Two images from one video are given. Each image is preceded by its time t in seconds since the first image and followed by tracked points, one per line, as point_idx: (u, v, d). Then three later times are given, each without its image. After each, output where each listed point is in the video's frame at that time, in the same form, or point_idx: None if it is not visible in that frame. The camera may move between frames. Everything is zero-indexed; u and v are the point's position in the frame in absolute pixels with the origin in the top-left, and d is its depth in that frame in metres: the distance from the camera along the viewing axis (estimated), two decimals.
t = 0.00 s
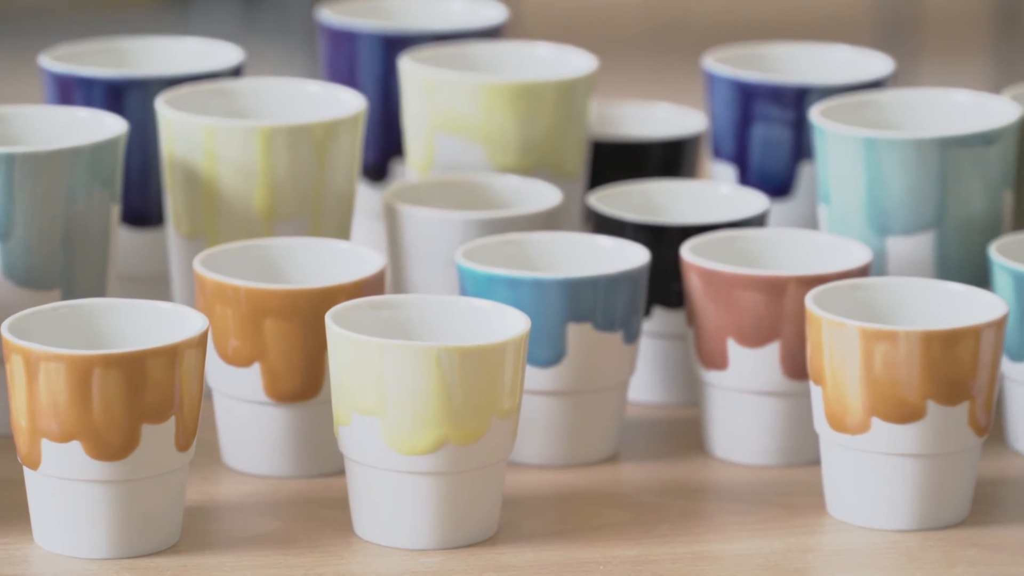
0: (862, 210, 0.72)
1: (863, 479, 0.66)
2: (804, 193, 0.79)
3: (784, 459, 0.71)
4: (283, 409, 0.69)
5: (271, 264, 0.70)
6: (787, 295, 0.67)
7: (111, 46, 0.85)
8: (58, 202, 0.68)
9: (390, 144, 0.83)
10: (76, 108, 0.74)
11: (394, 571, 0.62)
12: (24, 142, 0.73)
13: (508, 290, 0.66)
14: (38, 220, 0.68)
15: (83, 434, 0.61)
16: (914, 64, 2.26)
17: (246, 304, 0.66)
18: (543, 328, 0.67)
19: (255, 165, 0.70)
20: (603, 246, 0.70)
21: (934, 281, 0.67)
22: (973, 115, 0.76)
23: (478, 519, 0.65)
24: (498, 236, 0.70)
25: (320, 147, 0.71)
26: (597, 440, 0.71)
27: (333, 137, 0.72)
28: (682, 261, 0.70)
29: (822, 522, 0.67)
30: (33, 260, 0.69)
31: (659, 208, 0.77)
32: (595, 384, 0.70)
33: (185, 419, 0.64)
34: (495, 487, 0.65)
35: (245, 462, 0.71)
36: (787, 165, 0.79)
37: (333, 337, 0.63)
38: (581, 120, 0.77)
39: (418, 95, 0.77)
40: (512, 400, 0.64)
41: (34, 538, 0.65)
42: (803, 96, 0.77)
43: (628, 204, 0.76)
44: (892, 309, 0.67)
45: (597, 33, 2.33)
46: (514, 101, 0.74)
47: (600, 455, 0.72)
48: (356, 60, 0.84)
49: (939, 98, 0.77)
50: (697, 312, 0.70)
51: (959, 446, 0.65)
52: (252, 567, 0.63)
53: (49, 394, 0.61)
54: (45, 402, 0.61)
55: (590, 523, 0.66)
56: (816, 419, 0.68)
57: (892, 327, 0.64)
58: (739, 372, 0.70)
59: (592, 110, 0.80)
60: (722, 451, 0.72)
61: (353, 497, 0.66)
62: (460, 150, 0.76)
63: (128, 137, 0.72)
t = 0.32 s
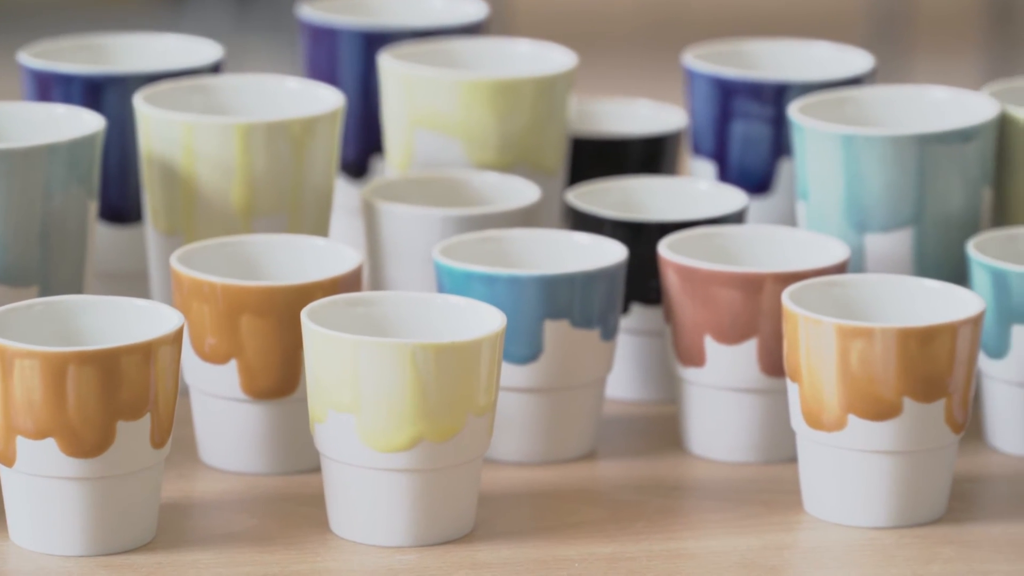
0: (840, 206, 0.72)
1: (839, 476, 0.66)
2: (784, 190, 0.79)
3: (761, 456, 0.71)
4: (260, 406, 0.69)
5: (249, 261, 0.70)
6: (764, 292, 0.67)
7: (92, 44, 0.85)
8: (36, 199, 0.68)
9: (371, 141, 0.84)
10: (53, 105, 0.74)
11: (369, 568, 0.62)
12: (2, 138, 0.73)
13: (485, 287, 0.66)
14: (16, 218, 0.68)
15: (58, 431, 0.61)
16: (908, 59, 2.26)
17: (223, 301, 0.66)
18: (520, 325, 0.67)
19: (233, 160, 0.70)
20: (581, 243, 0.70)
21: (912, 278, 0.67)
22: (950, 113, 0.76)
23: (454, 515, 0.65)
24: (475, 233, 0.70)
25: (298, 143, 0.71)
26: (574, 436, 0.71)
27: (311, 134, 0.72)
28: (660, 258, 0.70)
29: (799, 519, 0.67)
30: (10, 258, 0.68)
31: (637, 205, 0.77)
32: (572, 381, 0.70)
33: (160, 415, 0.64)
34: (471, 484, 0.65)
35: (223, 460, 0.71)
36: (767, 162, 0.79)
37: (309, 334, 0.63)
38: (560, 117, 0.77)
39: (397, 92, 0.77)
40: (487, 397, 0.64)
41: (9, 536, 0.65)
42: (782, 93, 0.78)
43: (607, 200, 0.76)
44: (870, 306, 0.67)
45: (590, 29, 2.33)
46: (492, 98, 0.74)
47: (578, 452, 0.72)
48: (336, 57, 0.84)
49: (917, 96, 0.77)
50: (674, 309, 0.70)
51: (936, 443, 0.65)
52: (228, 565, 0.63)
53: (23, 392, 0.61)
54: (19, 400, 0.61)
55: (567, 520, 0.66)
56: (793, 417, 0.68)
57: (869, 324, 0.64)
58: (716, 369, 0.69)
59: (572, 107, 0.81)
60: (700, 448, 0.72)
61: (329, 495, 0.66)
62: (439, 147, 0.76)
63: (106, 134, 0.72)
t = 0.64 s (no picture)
0: (819, 204, 0.72)
1: (817, 475, 0.66)
2: (764, 187, 0.80)
3: (740, 455, 0.71)
4: (238, 404, 0.69)
5: (228, 259, 0.70)
6: (742, 290, 0.67)
7: (75, 43, 0.85)
8: (14, 197, 0.68)
9: (352, 140, 0.85)
10: (32, 103, 0.74)
11: (345, 567, 0.62)
12: None
13: (463, 285, 0.66)
14: None
15: (34, 430, 0.60)
16: (900, 58, 2.26)
17: (201, 299, 0.66)
18: (498, 323, 0.67)
19: (212, 158, 0.70)
20: (560, 241, 0.70)
21: (891, 276, 0.67)
22: (930, 111, 0.77)
23: (432, 513, 0.65)
24: (454, 231, 0.70)
25: (277, 141, 0.71)
26: (553, 434, 0.71)
27: (290, 132, 0.72)
28: (638, 256, 0.70)
29: (777, 517, 0.66)
30: None
31: (617, 203, 0.77)
32: (551, 379, 0.70)
33: (136, 413, 0.63)
34: (448, 482, 0.65)
35: (201, 458, 0.71)
36: (747, 159, 0.80)
37: (286, 332, 0.63)
38: (540, 115, 0.78)
39: (378, 90, 0.77)
40: (464, 395, 0.63)
41: None
42: (762, 91, 0.79)
43: (586, 198, 0.77)
44: (848, 304, 0.67)
45: (583, 28, 2.33)
46: (473, 96, 0.75)
47: (556, 451, 0.72)
48: (318, 55, 0.85)
49: (896, 94, 0.78)
50: (653, 307, 0.70)
51: (913, 442, 0.65)
52: (204, 564, 0.62)
53: None
54: None
55: (544, 518, 0.66)
56: (771, 415, 0.67)
57: (847, 322, 0.64)
58: (695, 367, 0.69)
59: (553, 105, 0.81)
60: (679, 447, 0.72)
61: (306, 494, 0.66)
62: (419, 144, 0.77)
63: (84, 132, 0.73)
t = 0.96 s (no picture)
0: (798, 203, 0.72)
1: (794, 474, 0.66)
2: (744, 187, 0.81)
3: (718, 454, 0.71)
4: (216, 403, 0.69)
5: (207, 258, 0.70)
6: (721, 289, 0.67)
7: (56, 42, 0.86)
8: None
9: (333, 139, 0.86)
10: (11, 102, 0.74)
11: (321, 566, 0.62)
12: None
13: (441, 284, 0.66)
14: None
15: (9, 429, 0.60)
16: (895, 59, 2.26)
17: (179, 299, 0.66)
18: (476, 322, 0.67)
19: (191, 157, 0.70)
20: (539, 240, 0.70)
21: (870, 275, 0.67)
22: (909, 111, 0.78)
23: (409, 513, 0.65)
24: (433, 230, 0.70)
25: (256, 140, 0.71)
26: (532, 433, 0.71)
27: (269, 131, 0.72)
28: (617, 255, 0.70)
29: (755, 517, 0.66)
30: None
31: (597, 202, 0.78)
32: (529, 379, 0.70)
33: (112, 413, 0.63)
34: (425, 482, 0.65)
35: (179, 458, 0.71)
36: (728, 158, 0.81)
37: (263, 331, 0.63)
38: (521, 114, 0.78)
39: (358, 89, 0.77)
40: (442, 395, 0.63)
41: None
42: (743, 90, 0.79)
43: (566, 198, 0.77)
44: (826, 303, 0.67)
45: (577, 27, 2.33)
46: (453, 95, 0.75)
47: (535, 450, 0.72)
48: (299, 54, 0.86)
49: (875, 93, 0.79)
50: (631, 306, 0.70)
51: (891, 441, 0.65)
52: (180, 563, 0.62)
53: None
54: None
55: (522, 518, 0.66)
56: (749, 414, 0.67)
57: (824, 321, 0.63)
58: (673, 366, 0.69)
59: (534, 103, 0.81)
60: (658, 447, 0.72)
61: (283, 493, 0.66)
62: (399, 144, 0.77)
63: (63, 132, 0.73)
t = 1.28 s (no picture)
0: (777, 203, 0.72)
1: (771, 475, 0.66)
2: (724, 187, 0.81)
3: (695, 455, 0.71)
4: (193, 405, 0.69)
5: (184, 259, 0.70)
6: (698, 290, 0.67)
7: (35, 42, 0.86)
8: None
9: (313, 140, 0.86)
10: None
11: (296, 568, 0.62)
12: None
13: (418, 286, 0.66)
14: None
15: None
16: (889, 59, 2.26)
17: (156, 300, 0.66)
18: (453, 322, 0.67)
19: (169, 158, 0.70)
20: (517, 240, 0.70)
21: (847, 276, 0.67)
22: (887, 112, 0.78)
23: (386, 514, 0.64)
24: (411, 231, 0.70)
25: (234, 140, 0.71)
26: (510, 434, 0.71)
27: (248, 131, 0.72)
28: (595, 255, 0.70)
29: (732, 518, 0.66)
30: None
31: (577, 202, 0.78)
32: (506, 380, 0.70)
33: (87, 414, 0.62)
34: (401, 483, 0.65)
35: (156, 459, 0.71)
36: (707, 158, 0.81)
37: (238, 332, 0.63)
38: (500, 115, 0.78)
39: (338, 89, 0.77)
40: (417, 396, 0.63)
41: None
42: (722, 91, 0.79)
43: (546, 198, 0.77)
44: (803, 304, 0.67)
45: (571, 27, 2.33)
46: (432, 96, 0.75)
47: (513, 451, 0.72)
48: (280, 54, 0.86)
49: (854, 95, 0.79)
50: (609, 307, 0.70)
51: (867, 443, 0.65)
52: (155, 564, 0.62)
53: None
54: None
55: (498, 519, 0.66)
56: (726, 415, 0.67)
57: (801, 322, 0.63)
58: (650, 367, 0.69)
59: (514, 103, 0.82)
60: (637, 448, 0.72)
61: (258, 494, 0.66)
62: (378, 144, 0.77)
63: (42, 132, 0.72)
